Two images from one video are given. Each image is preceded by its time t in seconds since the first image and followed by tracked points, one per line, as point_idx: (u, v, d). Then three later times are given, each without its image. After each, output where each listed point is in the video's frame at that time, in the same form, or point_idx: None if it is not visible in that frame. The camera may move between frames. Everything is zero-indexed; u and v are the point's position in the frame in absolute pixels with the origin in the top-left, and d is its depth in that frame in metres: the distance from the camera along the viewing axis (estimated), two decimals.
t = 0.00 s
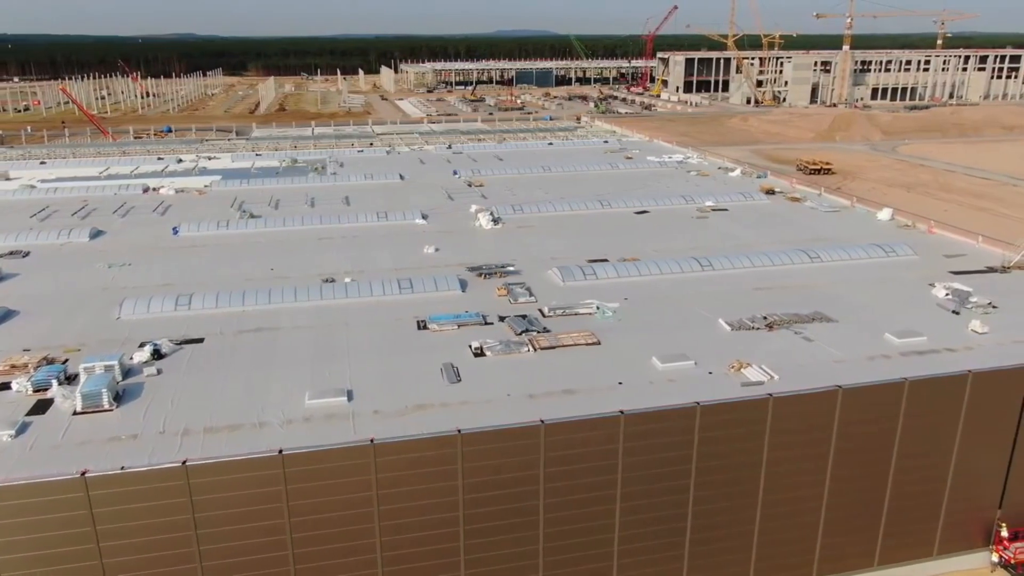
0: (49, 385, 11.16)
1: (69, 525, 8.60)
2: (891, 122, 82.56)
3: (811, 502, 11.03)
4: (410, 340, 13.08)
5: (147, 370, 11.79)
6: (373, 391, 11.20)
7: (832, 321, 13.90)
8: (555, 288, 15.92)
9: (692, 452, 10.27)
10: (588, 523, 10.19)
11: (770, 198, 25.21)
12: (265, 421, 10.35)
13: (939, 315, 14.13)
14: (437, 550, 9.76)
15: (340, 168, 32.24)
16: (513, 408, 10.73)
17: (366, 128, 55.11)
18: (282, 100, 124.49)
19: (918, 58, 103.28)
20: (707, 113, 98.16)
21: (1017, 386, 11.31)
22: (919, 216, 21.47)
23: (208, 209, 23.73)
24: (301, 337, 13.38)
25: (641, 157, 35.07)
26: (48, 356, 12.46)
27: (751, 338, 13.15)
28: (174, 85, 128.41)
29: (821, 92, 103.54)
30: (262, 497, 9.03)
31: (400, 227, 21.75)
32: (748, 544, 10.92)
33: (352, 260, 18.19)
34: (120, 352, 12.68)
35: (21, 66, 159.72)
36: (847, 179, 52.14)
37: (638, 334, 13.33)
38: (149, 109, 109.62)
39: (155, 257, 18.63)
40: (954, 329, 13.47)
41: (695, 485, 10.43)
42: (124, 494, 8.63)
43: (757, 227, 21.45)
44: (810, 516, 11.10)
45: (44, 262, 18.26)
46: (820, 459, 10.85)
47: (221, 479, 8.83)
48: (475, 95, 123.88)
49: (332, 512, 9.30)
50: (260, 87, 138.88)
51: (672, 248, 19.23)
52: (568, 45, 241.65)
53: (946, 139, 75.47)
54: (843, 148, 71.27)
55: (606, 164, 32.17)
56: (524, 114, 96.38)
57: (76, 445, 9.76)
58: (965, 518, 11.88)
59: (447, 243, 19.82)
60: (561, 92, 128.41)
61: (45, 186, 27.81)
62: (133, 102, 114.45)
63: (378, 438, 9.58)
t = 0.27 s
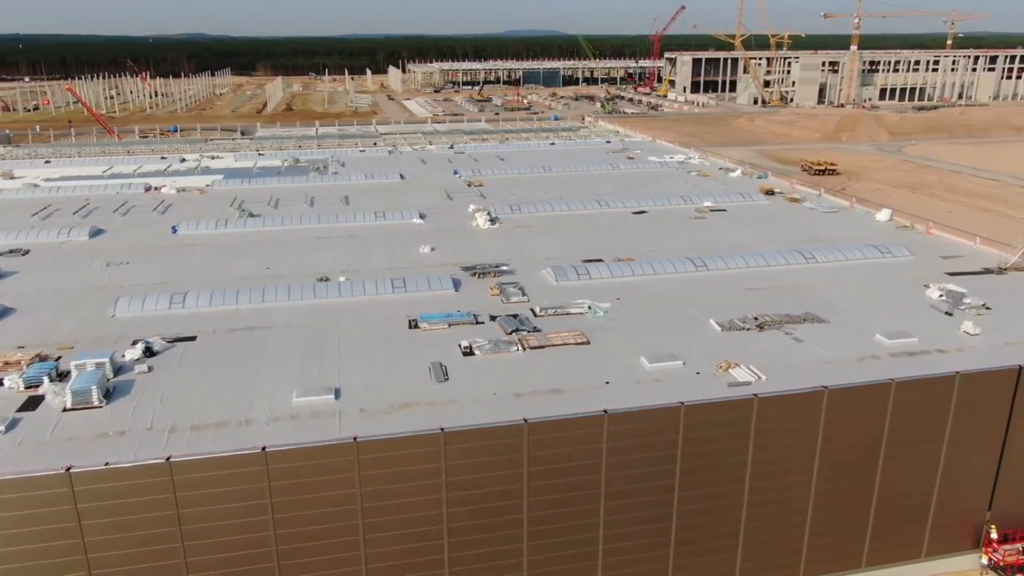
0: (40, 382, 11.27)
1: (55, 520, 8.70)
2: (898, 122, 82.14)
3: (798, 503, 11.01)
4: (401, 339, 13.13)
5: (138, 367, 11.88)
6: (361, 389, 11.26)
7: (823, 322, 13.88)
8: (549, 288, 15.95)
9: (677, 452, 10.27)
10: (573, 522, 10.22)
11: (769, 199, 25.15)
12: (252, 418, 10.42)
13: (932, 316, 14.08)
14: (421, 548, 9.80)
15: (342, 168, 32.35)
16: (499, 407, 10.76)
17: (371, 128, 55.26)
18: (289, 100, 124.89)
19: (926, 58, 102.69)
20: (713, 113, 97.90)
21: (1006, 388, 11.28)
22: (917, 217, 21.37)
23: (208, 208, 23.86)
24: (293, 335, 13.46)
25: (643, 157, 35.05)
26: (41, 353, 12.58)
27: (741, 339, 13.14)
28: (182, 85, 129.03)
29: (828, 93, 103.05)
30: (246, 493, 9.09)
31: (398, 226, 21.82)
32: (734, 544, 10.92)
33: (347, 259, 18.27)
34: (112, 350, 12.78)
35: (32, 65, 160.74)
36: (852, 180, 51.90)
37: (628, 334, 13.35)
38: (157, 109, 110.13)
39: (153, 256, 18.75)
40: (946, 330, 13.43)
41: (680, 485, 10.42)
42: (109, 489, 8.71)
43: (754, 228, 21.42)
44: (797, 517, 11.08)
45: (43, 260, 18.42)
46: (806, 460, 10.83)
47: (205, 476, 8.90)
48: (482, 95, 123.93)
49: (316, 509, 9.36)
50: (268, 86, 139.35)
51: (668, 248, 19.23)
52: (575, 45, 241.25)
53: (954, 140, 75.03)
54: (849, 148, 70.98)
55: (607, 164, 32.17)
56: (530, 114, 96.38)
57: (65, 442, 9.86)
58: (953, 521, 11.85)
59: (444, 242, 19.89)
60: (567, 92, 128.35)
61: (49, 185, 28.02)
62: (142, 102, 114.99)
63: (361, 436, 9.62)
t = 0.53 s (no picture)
0: (33, 378, 11.39)
1: (42, 514, 8.80)
2: (906, 123, 81.63)
3: (784, 503, 11.00)
4: (391, 337, 13.20)
5: (130, 364, 11.99)
6: (349, 387, 11.33)
7: (815, 323, 13.86)
8: (542, 287, 15.99)
9: (661, 452, 10.29)
10: (557, 521, 10.25)
11: (769, 199, 25.08)
12: (240, 415, 10.51)
13: (925, 318, 14.04)
14: (406, 545, 9.87)
15: (344, 168, 32.45)
16: (485, 406, 10.81)
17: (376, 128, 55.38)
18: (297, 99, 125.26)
19: (936, 59, 101.98)
20: (720, 113, 97.59)
21: (995, 390, 11.24)
22: (917, 218, 21.27)
23: (209, 207, 23.99)
24: (285, 334, 13.55)
25: (645, 157, 35.01)
26: (36, 350, 12.71)
27: (732, 339, 13.13)
28: (191, 84, 129.64)
29: (837, 93, 102.50)
30: (231, 489, 9.17)
31: (396, 226, 21.89)
32: (720, 544, 10.92)
33: (344, 258, 18.35)
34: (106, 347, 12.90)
35: (43, 65, 161.83)
36: (858, 180, 51.61)
37: (618, 333, 13.36)
38: (166, 108, 110.67)
39: (151, 254, 18.89)
40: (938, 331, 13.39)
41: (664, 485, 10.44)
42: (94, 484, 8.81)
43: (752, 228, 21.38)
44: (783, 517, 11.07)
45: (43, 258, 18.58)
46: (792, 461, 10.82)
47: (189, 472, 8.98)
48: (489, 95, 123.98)
49: (301, 506, 9.43)
50: (276, 86, 139.80)
51: (664, 248, 19.22)
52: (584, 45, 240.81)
53: (962, 141, 74.48)
54: (856, 149, 70.64)
55: (608, 164, 32.14)
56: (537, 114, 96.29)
57: (54, 437, 9.96)
58: (943, 522, 11.82)
59: (441, 242, 19.94)
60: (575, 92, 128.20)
61: (53, 183, 28.24)
62: (151, 101, 115.59)
63: (346, 433, 9.69)
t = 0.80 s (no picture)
0: (27, 373, 11.52)
1: (29, 509, 8.90)
2: (915, 124, 81.10)
3: (772, 504, 10.99)
4: (384, 336, 13.26)
5: (123, 361, 12.10)
6: (337, 385, 11.41)
7: (808, 323, 13.84)
8: (537, 287, 16.03)
9: (646, 452, 10.30)
10: (541, 520, 10.29)
11: (769, 200, 25.02)
12: (228, 412, 10.60)
13: (919, 319, 13.99)
14: (390, 542, 9.94)
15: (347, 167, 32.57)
16: (473, 404, 10.87)
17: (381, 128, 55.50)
18: (305, 99, 125.69)
19: (947, 59, 101.29)
20: (728, 114, 97.27)
21: (985, 391, 11.21)
22: (917, 218, 21.17)
23: (210, 206, 24.13)
24: (278, 332, 13.64)
25: (648, 157, 35.00)
26: (32, 347, 12.85)
27: (723, 340, 13.12)
28: (200, 84, 130.33)
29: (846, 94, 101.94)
30: (216, 486, 9.25)
31: (395, 225, 21.99)
32: (707, 544, 10.92)
33: (341, 257, 18.44)
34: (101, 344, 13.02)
35: (55, 65, 163.06)
36: (865, 181, 51.34)
37: (610, 333, 13.38)
38: (176, 108, 111.25)
39: (151, 252, 19.06)
40: (931, 333, 13.35)
41: (650, 484, 10.44)
42: (80, 479, 8.90)
43: (751, 229, 21.35)
44: (771, 518, 11.06)
45: (44, 256, 18.77)
46: (779, 461, 10.81)
47: (174, 467, 9.07)
48: (497, 95, 124.01)
49: (287, 502, 9.51)
50: (285, 86, 140.35)
51: (662, 249, 19.22)
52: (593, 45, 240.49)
53: (972, 142, 73.90)
54: (864, 149, 70.20)
55: (610, 164, 32.15)
56: (544, 114, 96.26)
57: (44, 432, 10.07)
58: (933, 524, 11.79)
59: (438, 241, 20.03)
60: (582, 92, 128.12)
61: (58, 182, 28.49)
62: (161, 101, 116.25)
63: (330, 430, 9.76)
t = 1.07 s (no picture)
0: (21, 370, 11.65)
1: (18, 503, 9.01)
2: (924, 125, 80.59)
3: (758, 504, 10.99)
4: (375, 334, 13.34)
5: (116, 358, 12.21)
6: (327, 383, 11.48)
7: (800, 324, 13.82)
8: (531, 286, 16.06)
9: (632, 451, 10.32)
10: (527, 518, 10.34)
11: (770, 200, 24.95)
12: (217, 409, 10.68)
13: (912, 320, 13.95)
14: (376, 539, 10.01)
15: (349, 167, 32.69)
16: (460, 403, 10.92)
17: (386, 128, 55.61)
18: (313, 99, 126.09)
19: (957, 60, 100.59)
20: (735, 114, 96.95)
21: (974, 392, 11.20)
22: (917, 219, 21.06)
23: (211, 205, 24.29)
24: (271, 330, 13.72)
25: (650, 158, 34.96)
26: (27, 344, 12.99)
27: (714, 340, 13.12)
28: (209, 84, 130.96)
29: (854, 94, 101.39)
30: (202, 482, 9.33)
31: (394, 224, 22.07)
32: (693, 543, 10.93)
33: (338, 256, 18.53)
34: (96, 341, 13.15)
35: (67, 65, 164.29)
36: (870, 182, 51.07)
37: (601, 333, 13.40)
38: (185, 108, 111.88)
39: (150, 251, 19.20)
40: (923, 334, 13.31)
41: (636, 484, 10.47)
42: (68, 474, 9.00)
43: (749, 229, 21.31)
44: (758, 518, 11.06)
45: (45, 254, 18.95)
46: (766, 461, 10.81)
47: (161, 463, 9.15)
48: (505, 95, 124.05)
49: (272, 498, 9.57)
50: (294, 86, 140.86)
51: (659, 249, 19.22)
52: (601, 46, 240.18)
53: (981, 142, 73.35)
54: (872, 150, 69.81)
55: (612, 165, 32.14)
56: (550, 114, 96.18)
57: (35, 428, 10.18)
58: (921, 525, 11.79)
59: (436, 241, 20.10)
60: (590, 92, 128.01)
61: (63, 181, 28.73)
62: (170, 100, 116.93)
63: (316, 428, 9.81)
